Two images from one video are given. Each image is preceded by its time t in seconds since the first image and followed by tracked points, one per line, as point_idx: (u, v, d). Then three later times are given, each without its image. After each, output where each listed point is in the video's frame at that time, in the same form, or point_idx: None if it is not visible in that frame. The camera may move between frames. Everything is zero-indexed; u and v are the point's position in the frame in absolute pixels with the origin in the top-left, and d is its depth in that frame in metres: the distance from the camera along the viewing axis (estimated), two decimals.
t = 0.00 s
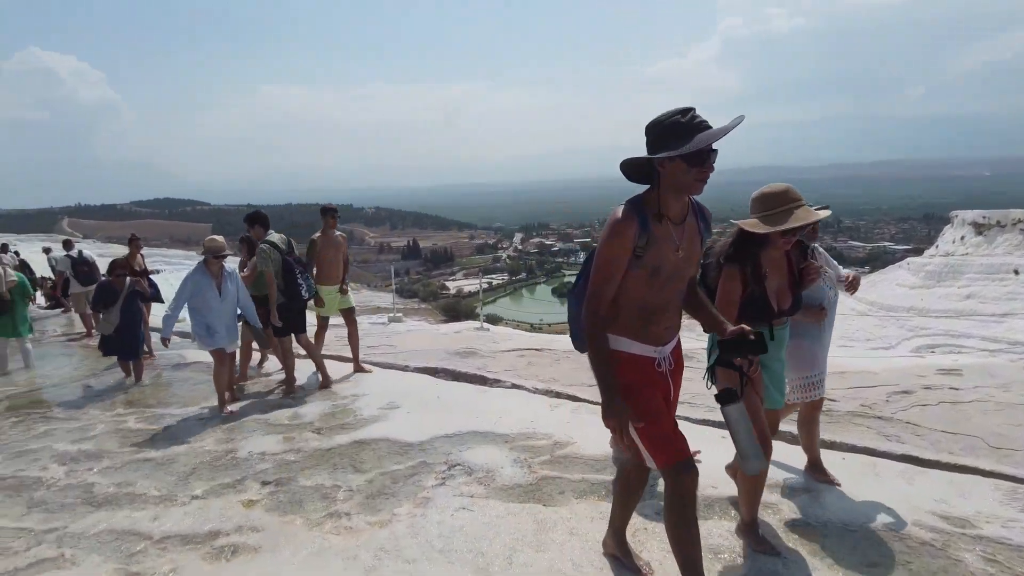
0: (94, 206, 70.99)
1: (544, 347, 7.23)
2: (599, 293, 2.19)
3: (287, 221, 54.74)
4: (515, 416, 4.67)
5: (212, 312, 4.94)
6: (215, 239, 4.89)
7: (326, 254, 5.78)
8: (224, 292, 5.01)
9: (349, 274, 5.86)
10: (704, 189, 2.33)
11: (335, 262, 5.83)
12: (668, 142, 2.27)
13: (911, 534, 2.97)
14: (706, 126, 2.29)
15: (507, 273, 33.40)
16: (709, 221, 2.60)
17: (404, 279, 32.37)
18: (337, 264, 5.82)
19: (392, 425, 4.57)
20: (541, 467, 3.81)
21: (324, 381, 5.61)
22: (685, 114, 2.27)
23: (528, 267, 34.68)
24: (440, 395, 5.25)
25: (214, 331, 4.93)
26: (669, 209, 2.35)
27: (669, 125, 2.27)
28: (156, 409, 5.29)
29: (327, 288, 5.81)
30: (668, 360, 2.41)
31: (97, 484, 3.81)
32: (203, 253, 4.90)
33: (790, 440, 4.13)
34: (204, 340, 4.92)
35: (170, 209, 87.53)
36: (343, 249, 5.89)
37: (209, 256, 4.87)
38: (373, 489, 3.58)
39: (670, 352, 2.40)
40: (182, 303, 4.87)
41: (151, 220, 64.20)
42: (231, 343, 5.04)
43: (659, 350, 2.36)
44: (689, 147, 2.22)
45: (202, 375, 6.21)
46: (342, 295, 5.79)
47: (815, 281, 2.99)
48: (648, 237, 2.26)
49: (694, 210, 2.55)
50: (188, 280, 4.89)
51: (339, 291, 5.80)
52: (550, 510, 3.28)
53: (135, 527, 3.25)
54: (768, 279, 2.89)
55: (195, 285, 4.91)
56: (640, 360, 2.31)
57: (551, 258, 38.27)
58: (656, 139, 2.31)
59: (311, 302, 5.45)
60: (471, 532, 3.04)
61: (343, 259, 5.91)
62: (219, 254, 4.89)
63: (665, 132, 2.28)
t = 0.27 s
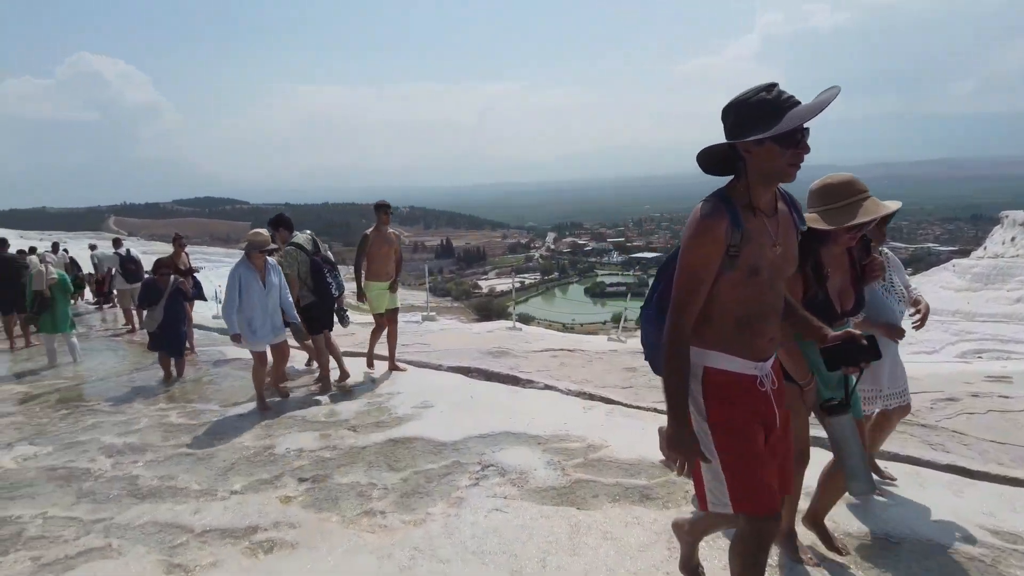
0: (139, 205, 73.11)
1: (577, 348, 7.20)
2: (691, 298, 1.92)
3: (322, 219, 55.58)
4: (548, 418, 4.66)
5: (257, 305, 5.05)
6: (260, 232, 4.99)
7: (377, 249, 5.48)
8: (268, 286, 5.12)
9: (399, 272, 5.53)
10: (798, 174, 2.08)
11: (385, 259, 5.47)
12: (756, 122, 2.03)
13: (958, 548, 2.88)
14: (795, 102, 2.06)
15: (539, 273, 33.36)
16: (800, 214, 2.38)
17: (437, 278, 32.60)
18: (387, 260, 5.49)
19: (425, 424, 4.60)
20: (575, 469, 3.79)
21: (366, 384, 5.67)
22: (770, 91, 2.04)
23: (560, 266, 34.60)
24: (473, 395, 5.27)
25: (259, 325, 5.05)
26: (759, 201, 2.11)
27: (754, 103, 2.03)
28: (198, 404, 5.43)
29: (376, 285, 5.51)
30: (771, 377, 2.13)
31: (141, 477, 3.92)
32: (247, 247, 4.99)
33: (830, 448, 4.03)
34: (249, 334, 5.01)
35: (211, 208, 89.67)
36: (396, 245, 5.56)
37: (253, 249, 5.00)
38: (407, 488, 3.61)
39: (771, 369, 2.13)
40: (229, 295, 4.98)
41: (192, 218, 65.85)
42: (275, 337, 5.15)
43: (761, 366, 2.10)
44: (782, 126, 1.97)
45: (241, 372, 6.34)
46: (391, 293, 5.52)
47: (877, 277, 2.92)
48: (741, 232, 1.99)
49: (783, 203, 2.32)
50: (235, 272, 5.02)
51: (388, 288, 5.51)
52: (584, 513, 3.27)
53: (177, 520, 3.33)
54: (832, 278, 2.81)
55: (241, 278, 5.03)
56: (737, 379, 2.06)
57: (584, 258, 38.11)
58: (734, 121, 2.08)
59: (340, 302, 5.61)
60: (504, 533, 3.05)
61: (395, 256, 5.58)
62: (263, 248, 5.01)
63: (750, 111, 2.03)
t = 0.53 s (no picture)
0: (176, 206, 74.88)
1: (606, 349, 7.16)
2: (789, 295, 1.76)
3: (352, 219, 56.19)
4: (579, 419, 4.64)
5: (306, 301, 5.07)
6: (307, 229, 5.03)
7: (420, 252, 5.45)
8: (315, 281, 5.15)
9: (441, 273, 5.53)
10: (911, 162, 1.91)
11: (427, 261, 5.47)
12: (872, 93, 1.83)
13: (1005, 559, 2.79)
14: (917, 77, 1.86)
15: (567, 273, 33.25)
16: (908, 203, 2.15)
17: (465, 278, 32.74)
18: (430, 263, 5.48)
19: (456, 424, 4.62)
20: (607, 472, 3.77)
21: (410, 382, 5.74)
22: (892, 61, 1.83)
23: (588, 266, 34.46)
24: (503, 395, 5.27)
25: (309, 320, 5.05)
26: (866, 190, 1.93)
27: (865, 72, 1.84)
28: (233, 402, 5.53)
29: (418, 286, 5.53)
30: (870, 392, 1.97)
31: (180, 472, 4.01)
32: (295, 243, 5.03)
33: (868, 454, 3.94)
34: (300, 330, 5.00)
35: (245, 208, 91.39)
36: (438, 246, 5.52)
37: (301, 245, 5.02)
38: (440, 487, 3.63)
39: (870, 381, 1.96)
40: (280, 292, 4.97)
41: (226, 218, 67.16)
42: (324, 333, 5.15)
43: (860, 378, 1.94)
44: (905, 105, 1.80)
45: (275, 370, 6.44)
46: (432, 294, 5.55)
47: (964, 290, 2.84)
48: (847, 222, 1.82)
49: (889, 188, 2.11)
50: (283, 269, 5.02)
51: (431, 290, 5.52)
52: (617, 515, 3.24)
53: (215, 515, 3.40)
54: (914, 291, 2.77)
55: (290, 274, 5.03)
56: (831, 390, 1.90)
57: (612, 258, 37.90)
58: (838, 100, 1.90)
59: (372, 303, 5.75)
60: (537, 535, 3.04)
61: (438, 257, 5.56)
62: (311, 244, 5.04)
63: (858, 80, 1.84)
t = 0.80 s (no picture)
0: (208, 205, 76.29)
1: (633, 350, 7.12)
2: (919, 323, 1.42)
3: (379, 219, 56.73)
4: (608, 421, 4.62)
5: (354, 299, 5.01)
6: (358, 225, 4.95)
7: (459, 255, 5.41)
8: (362, 279, 5.12)
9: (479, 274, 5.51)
10: None
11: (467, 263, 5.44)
12: None
13: None
14: None
15: (593, 273, 33.14)
16: None
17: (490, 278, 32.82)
18: (468, 265, 5.45)
19: (484, 424, 4.63)
20: (637, 474, 3.75)
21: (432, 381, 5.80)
22: None
23: (614, 267, 34.30)
24: (531, 396, 5.27)
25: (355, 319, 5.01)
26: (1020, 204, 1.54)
27: None
28: (265, 399, 5.61)
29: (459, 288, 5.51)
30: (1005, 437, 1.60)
31: (214, 468, 4.08)
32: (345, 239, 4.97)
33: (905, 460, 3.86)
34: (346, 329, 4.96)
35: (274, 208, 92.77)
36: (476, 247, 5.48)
37: (352, 242, 4.95)
38: (469, 486, 3.64)
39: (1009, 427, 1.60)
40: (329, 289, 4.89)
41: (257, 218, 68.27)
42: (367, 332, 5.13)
43: (994, 423, 1.58)
44: None
45: (305, 369, 6.53)
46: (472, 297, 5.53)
47: None
48: (997, 242, 1.44)
49: None
50: (334, 266, 4.93)
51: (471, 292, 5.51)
52: (647, 518, 3.22)
53: (249, 511, 3.45)
54: None
55: (339, 271, 4.95)
56: (957, 440, 1.55)
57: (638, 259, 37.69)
58: (993, 100, 1.51)
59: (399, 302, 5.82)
60: (567, 536, 3.04)
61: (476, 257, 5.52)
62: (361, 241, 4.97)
63: None
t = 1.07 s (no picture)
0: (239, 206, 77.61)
1: (663, 352, 7.04)
2: None
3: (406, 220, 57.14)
4: (638, 423, 4.56)
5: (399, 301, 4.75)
6: (405, 225, 4.67)
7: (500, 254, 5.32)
8: (408, 281, 4.85)
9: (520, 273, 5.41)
10: None
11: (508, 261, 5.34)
12: None
13: None
14: None
15: (619, 273, 32.95)
16: None
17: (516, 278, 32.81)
18: (509, 263, 5.36)
19: (514, 424, 4.62)
20: (669, 477, 3.70)
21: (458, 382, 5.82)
22: None
23: (641, 267, 34.06)
24: (560, 397, 5.24)
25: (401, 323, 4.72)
26: None
27: None
28: (297, 398, 5.68)
29: (498, 289, 5.38)
30: None
31: (247, 465, 4.13)
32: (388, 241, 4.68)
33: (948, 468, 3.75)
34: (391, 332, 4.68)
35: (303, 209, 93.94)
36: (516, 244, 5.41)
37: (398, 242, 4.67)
38: (500, 487, 3.63)
39: None
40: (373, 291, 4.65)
41: (286, 219, 69.25)
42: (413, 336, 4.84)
43: None
44: None
45: (334, 368, 6.58)
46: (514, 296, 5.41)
47: None
48: None
49: None
50: (379, 266, 4.70)
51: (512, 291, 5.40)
52: (681, 522, 3.18)
53: (282, 509, 3.49)
54: None
55: (384, 272, 4.70)
56: None
57: (665, 260, 37.35)
58: None
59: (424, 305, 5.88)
60: (600, 539, 3.01)
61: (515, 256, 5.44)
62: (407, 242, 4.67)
63: None
